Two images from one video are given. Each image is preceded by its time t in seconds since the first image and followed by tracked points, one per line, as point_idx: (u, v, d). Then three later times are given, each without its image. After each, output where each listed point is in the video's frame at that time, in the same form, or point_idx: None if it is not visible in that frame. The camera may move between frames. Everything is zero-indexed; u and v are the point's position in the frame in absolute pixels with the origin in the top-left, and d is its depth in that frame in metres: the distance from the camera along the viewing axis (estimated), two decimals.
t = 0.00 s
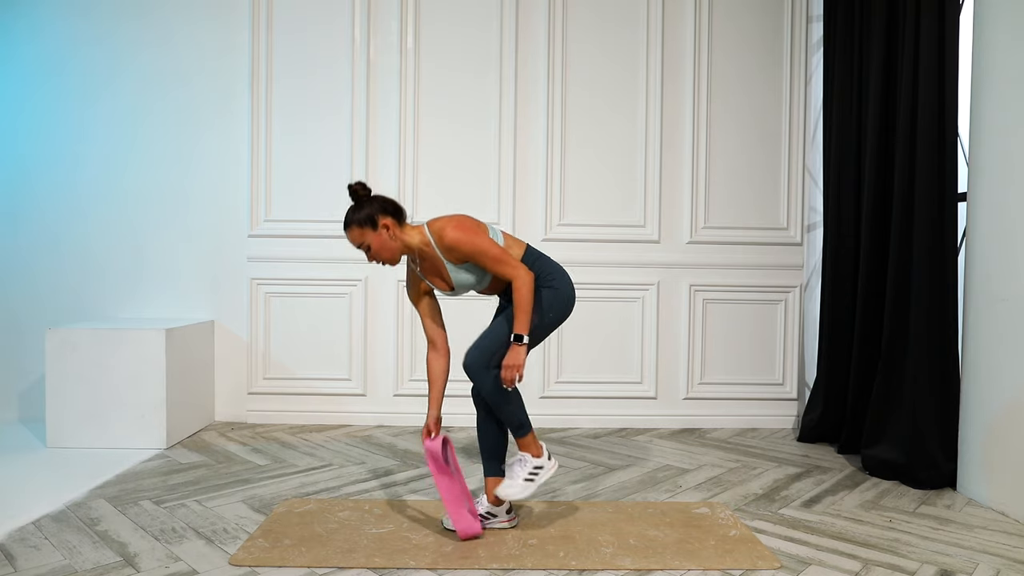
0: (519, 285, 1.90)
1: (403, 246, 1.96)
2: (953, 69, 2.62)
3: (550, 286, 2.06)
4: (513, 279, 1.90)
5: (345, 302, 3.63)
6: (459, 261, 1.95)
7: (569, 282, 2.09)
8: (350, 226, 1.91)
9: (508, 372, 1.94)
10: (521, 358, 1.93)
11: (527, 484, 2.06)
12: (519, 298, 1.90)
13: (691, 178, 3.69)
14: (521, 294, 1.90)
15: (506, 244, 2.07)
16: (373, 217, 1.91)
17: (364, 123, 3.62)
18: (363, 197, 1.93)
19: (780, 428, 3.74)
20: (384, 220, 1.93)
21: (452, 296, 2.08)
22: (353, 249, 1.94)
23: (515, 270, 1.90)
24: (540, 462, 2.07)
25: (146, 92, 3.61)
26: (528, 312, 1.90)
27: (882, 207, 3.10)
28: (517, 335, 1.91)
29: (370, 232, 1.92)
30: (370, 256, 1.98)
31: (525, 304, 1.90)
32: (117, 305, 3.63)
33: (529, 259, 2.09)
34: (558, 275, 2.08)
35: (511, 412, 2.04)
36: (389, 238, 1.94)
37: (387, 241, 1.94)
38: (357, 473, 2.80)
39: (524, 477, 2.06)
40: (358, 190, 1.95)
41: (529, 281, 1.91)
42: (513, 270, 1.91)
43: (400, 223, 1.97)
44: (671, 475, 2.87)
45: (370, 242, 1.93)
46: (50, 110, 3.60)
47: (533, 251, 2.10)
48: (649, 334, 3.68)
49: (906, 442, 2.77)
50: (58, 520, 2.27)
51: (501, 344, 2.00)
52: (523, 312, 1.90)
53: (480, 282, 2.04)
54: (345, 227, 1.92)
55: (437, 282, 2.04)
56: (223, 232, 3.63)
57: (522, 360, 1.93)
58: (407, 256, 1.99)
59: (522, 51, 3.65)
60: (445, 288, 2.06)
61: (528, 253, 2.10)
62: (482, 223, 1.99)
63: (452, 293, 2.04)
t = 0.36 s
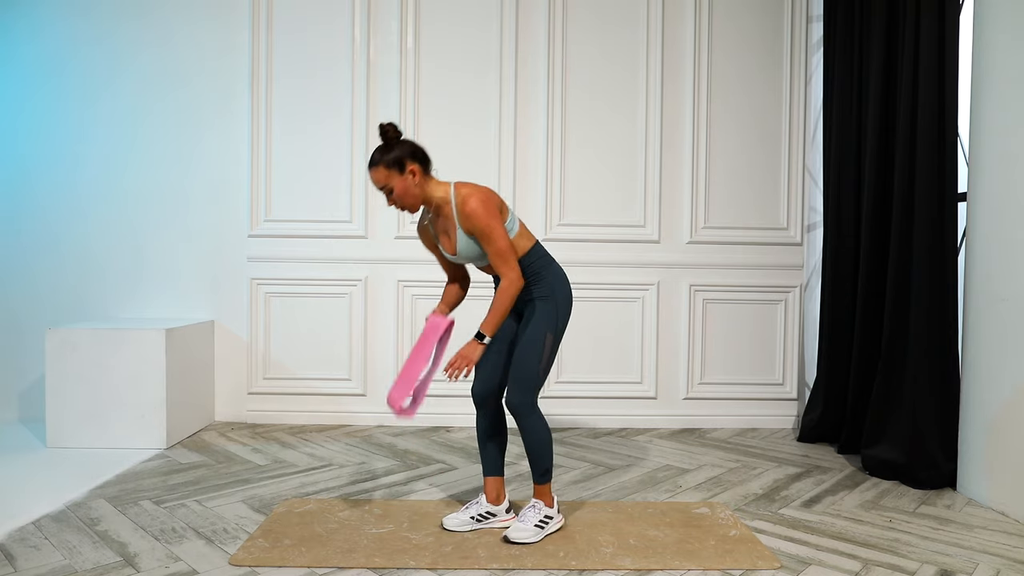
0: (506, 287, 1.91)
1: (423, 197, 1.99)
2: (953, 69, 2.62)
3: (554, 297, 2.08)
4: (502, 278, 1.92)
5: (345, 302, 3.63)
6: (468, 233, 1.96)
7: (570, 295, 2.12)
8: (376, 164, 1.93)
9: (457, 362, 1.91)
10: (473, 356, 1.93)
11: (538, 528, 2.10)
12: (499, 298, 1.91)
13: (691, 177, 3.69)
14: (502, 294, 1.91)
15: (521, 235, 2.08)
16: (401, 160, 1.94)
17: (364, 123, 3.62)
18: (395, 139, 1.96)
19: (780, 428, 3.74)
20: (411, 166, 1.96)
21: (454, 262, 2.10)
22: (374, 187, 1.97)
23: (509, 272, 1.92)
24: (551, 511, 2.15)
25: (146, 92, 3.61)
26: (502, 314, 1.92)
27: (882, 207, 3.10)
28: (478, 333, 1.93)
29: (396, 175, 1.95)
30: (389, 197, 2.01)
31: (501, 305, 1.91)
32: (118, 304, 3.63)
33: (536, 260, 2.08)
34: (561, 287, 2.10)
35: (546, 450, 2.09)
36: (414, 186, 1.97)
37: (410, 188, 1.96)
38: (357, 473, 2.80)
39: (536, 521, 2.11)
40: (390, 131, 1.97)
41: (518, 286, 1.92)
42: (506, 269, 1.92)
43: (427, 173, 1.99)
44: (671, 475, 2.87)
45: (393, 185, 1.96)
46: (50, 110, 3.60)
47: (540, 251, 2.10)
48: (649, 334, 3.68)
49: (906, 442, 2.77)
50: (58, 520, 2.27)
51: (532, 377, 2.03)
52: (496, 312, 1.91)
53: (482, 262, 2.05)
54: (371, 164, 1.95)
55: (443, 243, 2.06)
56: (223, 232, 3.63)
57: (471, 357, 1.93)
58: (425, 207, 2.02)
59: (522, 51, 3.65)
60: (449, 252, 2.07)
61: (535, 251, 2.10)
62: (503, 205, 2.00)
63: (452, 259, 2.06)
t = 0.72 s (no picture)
0: (519, 270, 1.98)
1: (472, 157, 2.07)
2: (953, 69, 2.62)
3: (566, 294, 2.13)
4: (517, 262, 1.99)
5: (345, 302, 3.63)
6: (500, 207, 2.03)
7: (580, 293, 2.17)
8: (437, 116, 2.00)
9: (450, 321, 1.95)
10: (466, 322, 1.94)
11: (540, 528, 2.11)
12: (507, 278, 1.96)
13: (691, 177, 3.69)
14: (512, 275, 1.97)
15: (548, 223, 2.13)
16: (461, 117, 2.01)
17: (364, 123, 3.62)
18: (459, 95, 2.02)
19: (780, 428, 3.74)
20: (470, 125, 2.03)
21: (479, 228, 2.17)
22: (429, 136, 2.03)
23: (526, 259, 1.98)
24: (552, 513, 2.16)
25: (146, 93, 3.61)
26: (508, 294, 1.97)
27: (882, 207, 3.10)
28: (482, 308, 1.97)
29: (454, 130, 2.02)
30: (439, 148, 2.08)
31: (507, 284, 1.96)
32: (118, 304, 3.63)
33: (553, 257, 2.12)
34: (574, 287, 2.15)
35: (555, 451, 2.14)
36: (467, 143, 2.04)
37: (464, 144, 2.03)
38: (357, 473, 2.80)
39: (537, 522, 2.11)
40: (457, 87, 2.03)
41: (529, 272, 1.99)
42: (524, 253, 1.99)
43: (482, 135, 2.07)
44: (671, 475, 2.87)
45: (448, 139, 2.02)
46: (50, 110, 3.60)
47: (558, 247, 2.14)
48: (649, 334, 3.68)
49: (906, 442, 2.77)
50: (58, 520, 2.27)
51: (543, 375, 2.09)
52: (502, 292, 1.96)
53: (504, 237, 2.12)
54: (431, 115, 2.02)
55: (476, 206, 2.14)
56: (223, 232, 3.63)
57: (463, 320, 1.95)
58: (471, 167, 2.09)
59: (522, 51, 3.65)
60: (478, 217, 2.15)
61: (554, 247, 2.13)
62: (541, 190, 2.07)
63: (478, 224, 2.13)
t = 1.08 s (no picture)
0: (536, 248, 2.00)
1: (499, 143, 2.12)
2: (953, 70, 2.62)
3: (562, 292, 2.13)
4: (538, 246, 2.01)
5: (345, 302, 3.63)
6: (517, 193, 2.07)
7: (575, 290, 2.18)
8: (472, 98, 2.06)
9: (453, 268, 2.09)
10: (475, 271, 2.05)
11: (540, 528, 2.10)
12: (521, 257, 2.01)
13: (691, 178, 3.69)
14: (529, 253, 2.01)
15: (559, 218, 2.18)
16: (496, 102, 2.07)
17: (364, 124, 3.62)
18: (495, 81, 2.08)
19: (780, 428, 3.74)
20: (502, 111, 2.09)
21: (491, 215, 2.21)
22: (462, 117, 2.08)
23: (547, 243, 2.01)
24: (552, 513, 2.16)
25: (146, 93, 3.61)
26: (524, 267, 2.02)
27: (882, 207, 3.10)
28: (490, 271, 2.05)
29: (487, 114, 2.07)
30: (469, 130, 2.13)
31: (522, 259, 2.01)
32: (117, 304, 3.63)
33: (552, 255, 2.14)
34: (569, 285, 2.16)
35: (556, 451, 2.13)
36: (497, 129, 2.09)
37: (495, 129, 2.09)
38: (357, 473, 2.81)
39: (537, 522, 2.11)
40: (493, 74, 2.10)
41: (551, 255, 2.02)
42: (543, 236, 2.01)
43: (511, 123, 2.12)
44: (671, 475, 2.87)
45: (480, 122, 2.07)
46: (50, 110, 3.60)
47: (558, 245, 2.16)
48: (649, 334, 3.68)
49: (906, 442, 2.77)
50: (58, 520, 2.27)
51: (544, 373, 2.10)
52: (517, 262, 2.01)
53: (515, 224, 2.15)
54: (466, 97, 2.08)
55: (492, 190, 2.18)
56: (223, 232, 3.63)
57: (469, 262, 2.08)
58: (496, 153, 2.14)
59: (522, 51, 3.65)
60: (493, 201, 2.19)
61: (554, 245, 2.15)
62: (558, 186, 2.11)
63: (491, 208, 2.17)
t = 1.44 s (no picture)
0: (552, 233, 2.06)
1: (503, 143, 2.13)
2: (953, 70, 2.62)
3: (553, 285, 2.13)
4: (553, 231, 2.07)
5: (345, 302, 3.63)
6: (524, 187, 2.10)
7: (565, 281, 2.17)
8: (483, 98, 2.06)
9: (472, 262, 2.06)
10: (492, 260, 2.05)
11: (552, 520, 2.11)
12: (534, 241, 2.05)
13: (691, 178, 3.69)
14: (543, 238, 2.05)
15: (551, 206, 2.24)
16: (505, 105, 2.08)
17: (364, 124, 3.62)
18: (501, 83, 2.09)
19: (780, 428, 3.74)
20: (509, 113, 2.11)
21: (485, 211, 2.21)
22: (471, 119, 2.07)
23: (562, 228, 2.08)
24: (558, 505, 2.17)
25: (145, 93, 3.61)
26: (538, 252, 2.06)
27: (882, 207, 3.10)
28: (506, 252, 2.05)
29: (496, 116, 2.08)
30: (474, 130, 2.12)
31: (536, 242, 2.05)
32: (117, 304, 3.63)
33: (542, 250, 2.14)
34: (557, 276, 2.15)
35: (559, 442, 2.13)
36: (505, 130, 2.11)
37: (502, 131, 2.10)
38: (357, 473, 2.81)
39: (548, 514, 2.11)
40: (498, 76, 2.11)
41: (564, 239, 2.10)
42: (556, 221, 2.08)
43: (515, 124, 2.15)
44: (671, 475, 2.87)
45: (490, 124, 2.08)
46: (50, 110, 3.60)
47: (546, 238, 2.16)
48: (649, 334, 3.68)
49: (906, 442, 2.77)
50: (58, 520, 2.27)
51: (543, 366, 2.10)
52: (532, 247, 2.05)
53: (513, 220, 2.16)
54: (474, 96, 2.07)
55: (489, 187, 2.19)
56: (223, 232, 3.63)
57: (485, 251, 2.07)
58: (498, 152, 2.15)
59: (522, 51, 3.65)
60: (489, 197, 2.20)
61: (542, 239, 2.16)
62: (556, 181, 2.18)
63: (489, 203, 2.16)
